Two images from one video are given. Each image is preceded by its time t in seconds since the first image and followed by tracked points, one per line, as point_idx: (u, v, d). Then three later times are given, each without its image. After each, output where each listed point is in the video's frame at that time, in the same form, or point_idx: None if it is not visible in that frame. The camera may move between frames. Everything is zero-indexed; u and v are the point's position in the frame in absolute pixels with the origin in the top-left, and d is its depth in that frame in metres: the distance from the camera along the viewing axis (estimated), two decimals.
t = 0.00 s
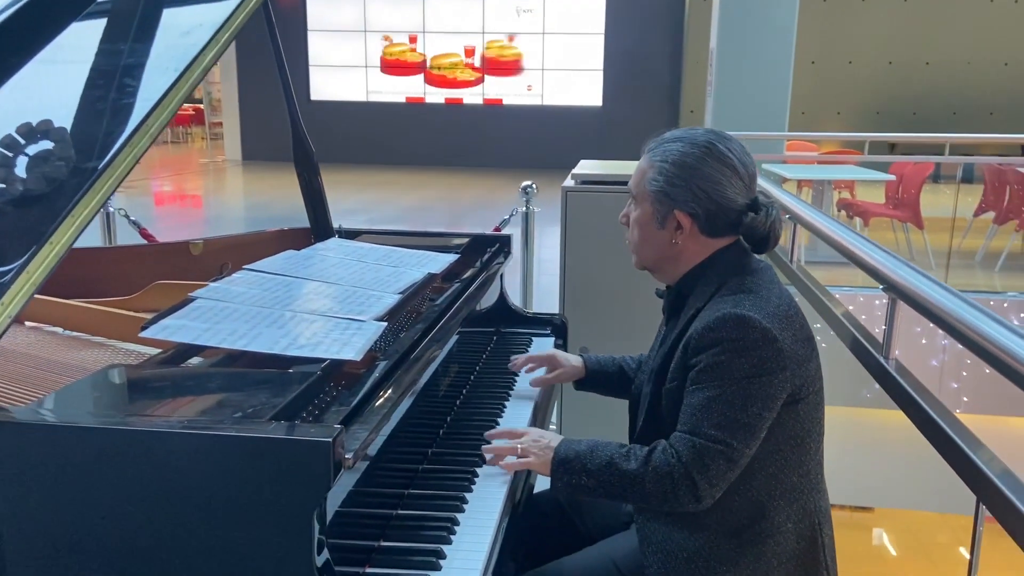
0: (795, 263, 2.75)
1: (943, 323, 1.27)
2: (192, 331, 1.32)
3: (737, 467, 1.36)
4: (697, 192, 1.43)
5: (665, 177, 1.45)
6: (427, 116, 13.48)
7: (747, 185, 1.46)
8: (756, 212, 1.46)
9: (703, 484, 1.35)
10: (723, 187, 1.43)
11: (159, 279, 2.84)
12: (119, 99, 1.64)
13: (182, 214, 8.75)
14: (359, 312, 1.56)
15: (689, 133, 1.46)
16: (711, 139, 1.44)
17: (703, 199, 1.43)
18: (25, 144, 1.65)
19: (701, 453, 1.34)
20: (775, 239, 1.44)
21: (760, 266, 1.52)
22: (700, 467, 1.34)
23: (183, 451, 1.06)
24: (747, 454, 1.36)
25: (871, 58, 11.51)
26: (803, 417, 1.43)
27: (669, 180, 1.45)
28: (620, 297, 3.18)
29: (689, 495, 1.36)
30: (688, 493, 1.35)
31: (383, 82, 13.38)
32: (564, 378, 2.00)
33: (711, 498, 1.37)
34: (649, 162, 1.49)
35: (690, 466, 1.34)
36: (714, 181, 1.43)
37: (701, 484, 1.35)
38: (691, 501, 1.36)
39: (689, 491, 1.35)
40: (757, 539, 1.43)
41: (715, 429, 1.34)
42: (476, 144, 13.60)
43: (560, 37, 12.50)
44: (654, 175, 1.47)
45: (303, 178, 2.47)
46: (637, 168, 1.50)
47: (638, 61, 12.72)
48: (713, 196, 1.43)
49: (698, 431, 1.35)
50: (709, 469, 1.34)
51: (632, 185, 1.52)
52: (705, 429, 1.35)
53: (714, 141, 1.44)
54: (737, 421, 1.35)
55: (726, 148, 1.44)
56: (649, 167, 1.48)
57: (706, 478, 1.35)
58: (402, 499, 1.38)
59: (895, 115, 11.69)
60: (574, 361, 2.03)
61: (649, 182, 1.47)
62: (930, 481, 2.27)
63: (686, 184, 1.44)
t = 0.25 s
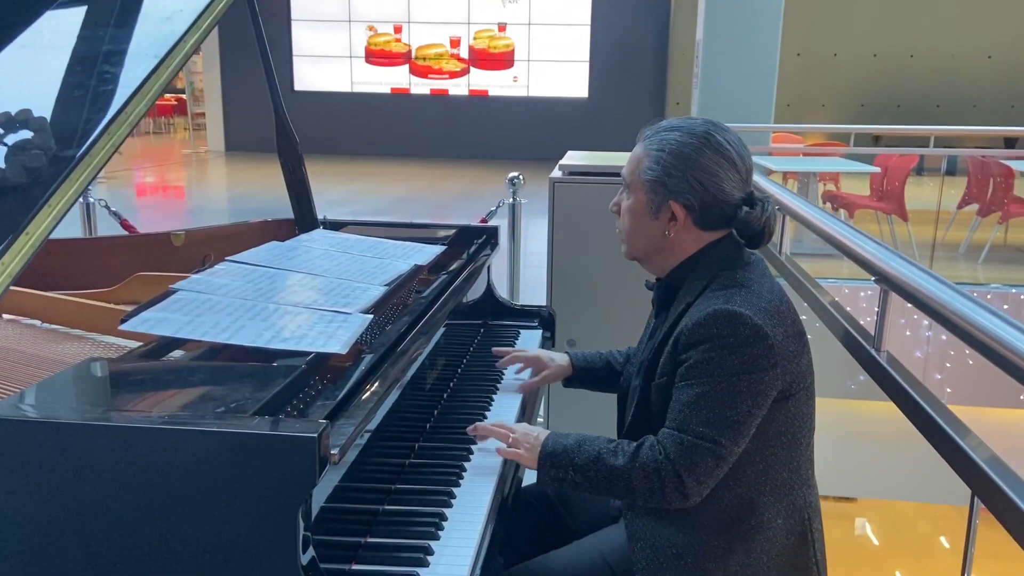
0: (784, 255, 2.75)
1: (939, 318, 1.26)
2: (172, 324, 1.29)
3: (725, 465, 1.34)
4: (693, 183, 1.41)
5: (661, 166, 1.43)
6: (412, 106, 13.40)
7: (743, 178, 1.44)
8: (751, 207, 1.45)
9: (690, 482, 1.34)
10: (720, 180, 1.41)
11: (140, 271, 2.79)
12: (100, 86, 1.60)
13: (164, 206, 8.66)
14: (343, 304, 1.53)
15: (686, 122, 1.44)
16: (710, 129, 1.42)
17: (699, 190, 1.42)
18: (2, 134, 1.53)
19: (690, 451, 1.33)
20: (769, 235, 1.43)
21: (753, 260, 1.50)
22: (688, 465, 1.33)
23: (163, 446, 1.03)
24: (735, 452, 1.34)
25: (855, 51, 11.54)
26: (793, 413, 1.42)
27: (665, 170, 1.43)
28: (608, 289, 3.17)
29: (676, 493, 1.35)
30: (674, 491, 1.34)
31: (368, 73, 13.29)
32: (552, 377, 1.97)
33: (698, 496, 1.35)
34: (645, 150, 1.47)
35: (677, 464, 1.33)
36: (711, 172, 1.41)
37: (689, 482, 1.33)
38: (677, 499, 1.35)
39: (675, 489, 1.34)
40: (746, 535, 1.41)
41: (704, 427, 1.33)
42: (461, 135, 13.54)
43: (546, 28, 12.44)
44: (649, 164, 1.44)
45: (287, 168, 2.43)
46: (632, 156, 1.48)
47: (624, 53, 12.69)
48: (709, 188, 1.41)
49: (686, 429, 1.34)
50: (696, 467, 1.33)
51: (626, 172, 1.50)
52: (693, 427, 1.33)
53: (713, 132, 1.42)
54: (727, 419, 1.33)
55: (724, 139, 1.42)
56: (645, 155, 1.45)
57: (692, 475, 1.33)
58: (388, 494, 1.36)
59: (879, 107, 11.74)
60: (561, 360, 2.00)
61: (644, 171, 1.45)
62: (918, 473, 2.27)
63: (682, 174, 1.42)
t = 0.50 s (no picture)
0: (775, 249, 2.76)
1: (938, 314, 1.26)
2: (159, 319, 1.27)
3: (721, 464, 1.33)
4: (689, 177, 1.40)
5: (657, 160, 1.41)
6: (401, 99, 13.34)
7: (739, 173, 1.43)
8: (746, 202, 1.44)
9: (685, 482, 1.32)
10: (717, 174, 1.40)
11: (125, 265, 2.75)
12: (86, 75, 1.57)
13: (150, 198, 8.59)
14: (334, 299, 1.51)
15: (682, 115, 1.42)
16: (707, 122, 1.41)
17: (695, 184, 1.40)
18: None
19: (685, 451, 1.32)
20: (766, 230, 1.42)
21: (749, 256, 1.49)
22: (683, 465, 1.32)
23: (150, 444, 1.01)
24: (731, 452, 1.33)
25: (844, 45, 11.57)
26: (789, 411, 1.41)
27: (661, 163, 1.41)
28: (599, 283, 3.16)
29: (672, 493, 1.34)
30: (670, 491, 1.33)
31: (356, 65, 13.21)
32: (543, 373, 1.94)
33: (694, 496, 1.34)
34: (640, 143, 1.45)
35: (673, 464, 1.32)
36: (707, 166, 1.40)
37: (685, 483, 1.32)
38: (673, 499, 1.34)
39: (671, 489, 1.33)
40: (742, 534, 1.41)
41: (699, 427, 1.32)
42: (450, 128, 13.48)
43: (535, 20, 12.40)
44: (645, 157, 1.43)
45: (276, 162, 2.40)
46: (626, 150, 1.46)
47: (614, 46, 12.68)
48: (705, 182, 1.40)
49: (682, 429, 1.33)
50: (692, 467, 1.32)
51: (621, 165, 1.48)
52: (689, 427, 1.32)
53: (709, 125, 1.41)
54: (723, 419, 1.32)
55: (720, 133, 1.41)
56: (641, 148, 1.44)
57: (689, 476, 1.32)
58: (379, 491, 1.34)
59: (867, 102, 11.77)
60: (552, 355, 1.97)
61: (640, 164, 1.44)
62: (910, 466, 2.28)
63: (678, 168, 1.40)
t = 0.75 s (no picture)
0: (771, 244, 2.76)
1: (937, 312, 1.24)
2: (149, 316, 1.24)
3: (710, 462, 1.31)
4: (690, 172, 1.39)
5: (658, 154, 1.40)
6: (392, 93, 13.29)
7: (739, 170, 1.43)
8: (746, 200, 1.43)
9: (671, 477, 1.30)
10: (717, 170, 1.39)
11: (115, 260, 2.71)
12: (75, 66, 1.54)
13: (139, 192, 8.54)
14: (326, 295, 1.49)
15: (684, 110, 1.41)
16: (708, 118, 1.40)
17: (696, 180, 1.39)
18: None
19: (674, 446, 1.30)
20: (764, 229, 1.42)
21: (745, 254, 1.48)
22: (670, 459, 1.30)
23: (141, 443, 0.99)
24: (721, 450, 1.32)
25: (835, 40, 11.59)
26: (784, 410, 1.39)
27: (662, 159, 1.40)
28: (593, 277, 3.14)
29: (657, 488, 1.32)
30: (655, 486, 1.31)
31: (346, 58, 13.13)
32: (536, 368, 1.94)
33: (679, 492, 1.32)
34: (639, 138, 1.44)
35: (659, 458, 1.30)
36: (707, 163, 1.39)
37: (670, 478, 1.30)
38: (658, 493, 1.32)
39: (656, 483, 1.31)
40: (731, 533, 1.39)
41: (689, 422, 1.30)
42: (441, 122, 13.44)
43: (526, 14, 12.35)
44: (645, 152, 1.42)
45: (266, 155, 2.37)
46: (626, 143, 1.45)
47: (605, 40, 12.65)
48: (706, 179, 1.39)
49: (671, 424, 1.31)
50: (679, 462, 1.30)
51: (620, 160, 1.47)
52: (678, 422, 1.31)
53: (710, 121, 1.40)
54: (714, 415, 1.30)
55: (722, 130, 1.40)
56: (640, 144, 1.42)
57: (674, 471, 1.30)
58: (373, 490, 1.32)
59: (858, 97, 11.79)
60: (546, 349, 1.97)
61: (639, 160, 1.42)
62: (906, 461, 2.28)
63: (679, 163, 1.39)
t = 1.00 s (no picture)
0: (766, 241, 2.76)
1: (938, 309, 1.23)
2: (140, 313, 1.22)
3: (705, 460, 1.30)
4: (691, 168, 1.38)
5: (658, 149, 1.39)
6: (384, 88, 13.24)
7: (739, 167, 1.42)
8: (746, 197, 1.42)
9: (665, 475, 1.29)
10: (718, 167, 1.38)
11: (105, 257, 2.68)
12: (66, 58, 1.51)
13: (129, 186, 8.49)
14: (321, 292, 1.47)
15: (685, 105, 1.40)
16: (709, 114, 1.38)
17: (696, 176, 1.38)
18: None
19: (668, 443, 1.28)
20: (763, 227, 1.41)
21: (744, 252, 1.46)
22: (664, 456, 1.28)
23: (131, 443, 0.97)
24: (717, 448, 1.30)
25: (827, 37, 11.60)
26: (782, 409, 1.38)
27: (662, 155, 1.38)
28: (588, 274, 3.13)
29: (650, 486, 1.30)
30: (648, 483, 1.30)
31: (338, 53, 13.08)
32: (531, 367, 1.91)
33: (672, 490, 1.31)
34: (638, 133, 1.43)
35: (654, 455, 1.29)
36: (708, 159, 1.37)
37: (665, 475, 1.29)
38: (651, 491, 1.30)
39: (650, 481, 1.30)
40: (726, 532, 1.38)
41: (685, 420, 1.29)
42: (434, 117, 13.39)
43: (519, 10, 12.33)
44: (645, 147, 1.40)
45: (259, 149, 2.34)
46: (626, 138, 1.43)
47: (598, 36, 12.63)
48: (706, 175, 1.38)
49: (667, 421, 1.29)
50: (673, 460, 1.28)
51: (619, 155, 1.46)
52: (674, 419, 1.29)
53: (712, 116, 1.38)
54: (710, 413, 1.29)
55: (724, 126, 1.39)
56: (641, 139, 1.41)
57: (669, 469, 1.29)
58: (368, 489, 1.31)
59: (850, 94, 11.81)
60: (541, 349, 1.94)
61: (639, 155, 1.41)
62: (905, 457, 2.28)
63: (680, 159, 1.38)
